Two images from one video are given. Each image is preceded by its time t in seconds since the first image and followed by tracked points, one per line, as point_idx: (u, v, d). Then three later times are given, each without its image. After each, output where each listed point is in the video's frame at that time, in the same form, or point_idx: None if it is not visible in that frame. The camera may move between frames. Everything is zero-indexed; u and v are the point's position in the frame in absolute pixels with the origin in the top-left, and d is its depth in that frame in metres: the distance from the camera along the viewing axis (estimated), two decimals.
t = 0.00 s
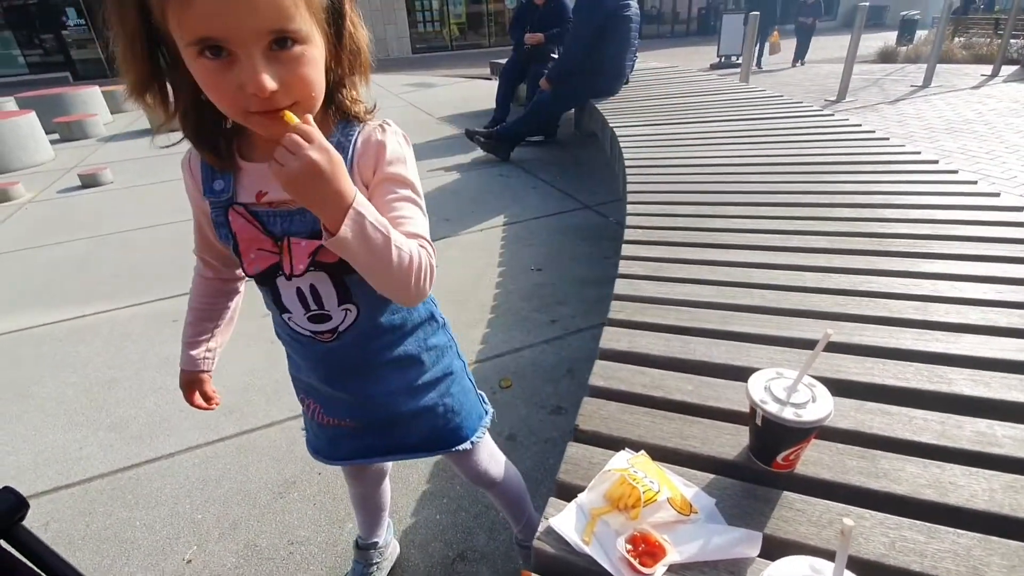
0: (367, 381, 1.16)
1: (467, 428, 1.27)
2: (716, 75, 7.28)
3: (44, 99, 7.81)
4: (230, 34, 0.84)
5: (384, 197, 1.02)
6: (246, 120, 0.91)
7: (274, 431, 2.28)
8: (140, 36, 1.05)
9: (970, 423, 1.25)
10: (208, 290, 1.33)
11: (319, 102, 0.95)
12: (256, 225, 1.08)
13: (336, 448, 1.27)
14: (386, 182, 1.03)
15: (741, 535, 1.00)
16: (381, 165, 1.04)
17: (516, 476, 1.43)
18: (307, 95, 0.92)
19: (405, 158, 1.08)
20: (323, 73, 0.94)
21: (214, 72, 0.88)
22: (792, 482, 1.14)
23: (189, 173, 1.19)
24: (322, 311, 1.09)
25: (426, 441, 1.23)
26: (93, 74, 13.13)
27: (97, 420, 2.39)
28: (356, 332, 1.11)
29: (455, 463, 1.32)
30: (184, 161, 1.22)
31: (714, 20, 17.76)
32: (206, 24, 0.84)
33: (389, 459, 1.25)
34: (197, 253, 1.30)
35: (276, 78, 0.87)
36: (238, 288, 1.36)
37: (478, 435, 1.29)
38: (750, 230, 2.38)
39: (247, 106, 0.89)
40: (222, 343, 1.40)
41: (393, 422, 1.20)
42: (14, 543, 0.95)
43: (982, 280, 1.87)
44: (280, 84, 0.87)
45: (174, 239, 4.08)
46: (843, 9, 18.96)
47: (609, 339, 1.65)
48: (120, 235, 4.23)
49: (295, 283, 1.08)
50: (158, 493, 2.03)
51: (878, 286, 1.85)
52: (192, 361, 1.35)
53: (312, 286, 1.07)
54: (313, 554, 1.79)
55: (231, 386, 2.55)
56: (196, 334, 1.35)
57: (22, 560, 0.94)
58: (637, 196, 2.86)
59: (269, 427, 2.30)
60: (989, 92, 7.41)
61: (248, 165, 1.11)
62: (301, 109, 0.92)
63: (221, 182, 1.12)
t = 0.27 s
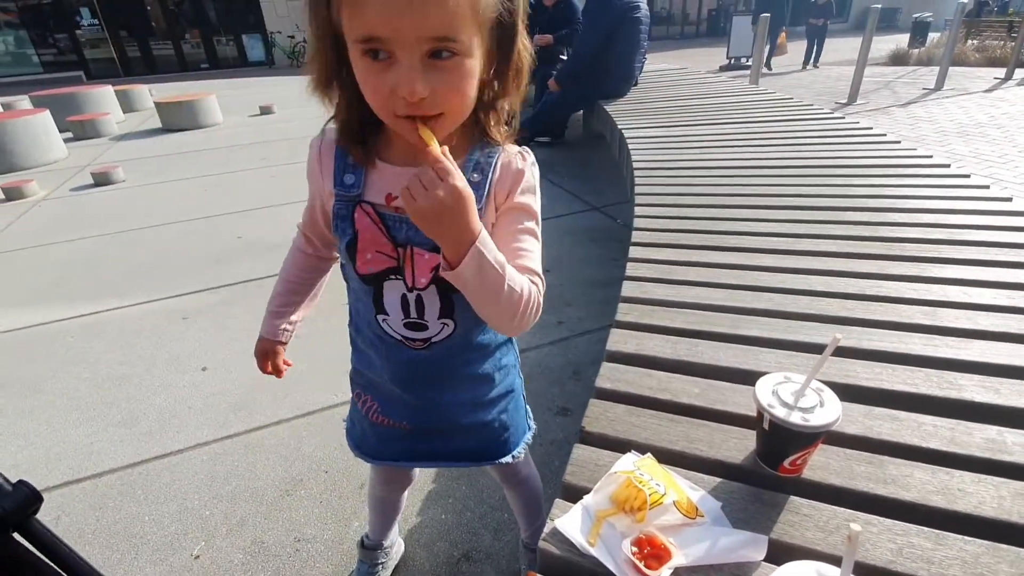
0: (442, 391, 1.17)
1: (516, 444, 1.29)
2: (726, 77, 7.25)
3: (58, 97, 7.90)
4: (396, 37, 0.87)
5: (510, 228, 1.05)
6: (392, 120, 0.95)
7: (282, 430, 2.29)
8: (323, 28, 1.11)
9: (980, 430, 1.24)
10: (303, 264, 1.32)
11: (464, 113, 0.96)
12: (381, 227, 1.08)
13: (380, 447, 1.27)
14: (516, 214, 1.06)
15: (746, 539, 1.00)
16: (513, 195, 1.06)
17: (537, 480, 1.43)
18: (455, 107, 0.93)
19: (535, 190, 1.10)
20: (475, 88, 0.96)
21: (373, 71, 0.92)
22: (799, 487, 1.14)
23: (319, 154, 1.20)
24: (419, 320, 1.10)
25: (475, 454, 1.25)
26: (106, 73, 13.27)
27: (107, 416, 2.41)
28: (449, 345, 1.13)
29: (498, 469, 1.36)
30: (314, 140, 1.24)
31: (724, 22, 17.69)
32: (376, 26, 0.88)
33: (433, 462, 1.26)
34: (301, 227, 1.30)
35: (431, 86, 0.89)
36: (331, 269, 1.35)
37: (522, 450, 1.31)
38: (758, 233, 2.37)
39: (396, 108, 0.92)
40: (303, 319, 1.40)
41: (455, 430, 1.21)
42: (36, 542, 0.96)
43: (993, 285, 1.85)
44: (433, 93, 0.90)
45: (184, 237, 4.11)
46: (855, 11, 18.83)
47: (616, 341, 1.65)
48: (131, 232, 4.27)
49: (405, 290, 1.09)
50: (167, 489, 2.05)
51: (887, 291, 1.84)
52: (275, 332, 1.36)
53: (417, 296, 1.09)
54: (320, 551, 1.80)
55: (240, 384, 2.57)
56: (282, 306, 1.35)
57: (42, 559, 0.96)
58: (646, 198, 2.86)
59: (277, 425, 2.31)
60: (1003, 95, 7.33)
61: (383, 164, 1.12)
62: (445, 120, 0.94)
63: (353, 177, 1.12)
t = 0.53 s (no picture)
0: (482, 391, 1.17)
1: (547, 454, 1.30)
2: (734, 77, 7.22)
3: (68, 96, 7.96)
4: (469, 25, 0.87)
5: (577, 228, 1.01)
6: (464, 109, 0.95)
7: (285, 428, 2.29)
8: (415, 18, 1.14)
9: (987, 437, 1.23)
10: (374, 252, 1.35)
11: (536, 105, 0.95)
12: (449, 217, 1.08)
13: (413, 432, 1.29)
14: (586, 215, 1.02)
15: (747, 545, 1.00)
16: (585, 195, 1.03)
17: (551, 485, 1.43)
18: (528, 98, 0.92)
19: (609, 194, 1.06)
20: (551, 79, 0.94)
21: (448, 59, 0.93)
22: (802, 492, 1.13)
23: (394, 137, 1.20)
24: (470, 315, 1.10)
25: (506, 458, 1.26)
26: (115, 72, 13.36)
27: (113, 413, 2.42)
28: (495, 346, 1.12)
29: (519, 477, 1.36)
30: (392, 122, 1.25)
31: (732, 22, 17.63)
32: (451, 13, 0.88)
33: (458, 458, 1.28)
34: (370, 216, 1.31)
35: (503, 77, 0.88)
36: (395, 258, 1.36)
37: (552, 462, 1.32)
38: (764, 236, 2.36)
39: (466, 97, 0.92)
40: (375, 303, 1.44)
41: (488, 431, 1.22)
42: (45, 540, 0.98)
43: (1002, 290, 1.83)
44: (504, 83, 0.89)
45: (191, 236, 4.13)
46: (864, 11, 18.71)
47: (620, 343, 1.64)
48: (139, 230, 4.30)
49: (463, 281, 1.09)
50: (172, 486, 2.06)
51: (894, 295, 1.82)
52: (352, 319, 1.40)
53: (473, 289, 1.08)
54: (322, 550, 1.80)
55: (245, 382, 2.57)
56: (355, 293, 1.39)
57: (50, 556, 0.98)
58: (652, 199, 2.85)
59: (281, 423, 2.32)
60: (1014, 96, 7.26)
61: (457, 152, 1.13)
62: (516, 111, 0.93)
63: (425, 160, 1.12)
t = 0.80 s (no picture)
0: (460, 390, 1.18)
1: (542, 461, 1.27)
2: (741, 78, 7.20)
3: (77, 94, 8.01)
4: (405, 28, 0.86)
5: (538, 230, 0.97)
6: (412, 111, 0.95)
7: (291, 426, 2.30)
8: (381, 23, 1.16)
9: (998, 440, 1.21)
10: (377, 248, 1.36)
11: (484, 105, 0.93)
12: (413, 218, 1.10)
13: (405, 424, 1.32)
14: (546, 217, 0.98)
15: (755, 547, 0.99)
16: (548, 197, 0.99)
17: (553, 485, 1.42)
18: (472, 99, 0.90)
19: (579, 199, 1.02)
20: (498, 77, 0.92)
21: (394, 61, 0.93)
22: (810, 494, 1.12)
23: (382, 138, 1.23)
24: (438, 315, 1.11)
25: (493, 461, 1.24)
26: (124, 71, 13.43)
27: (119, 409, 2.43)
28: (466, 347, 1.12)
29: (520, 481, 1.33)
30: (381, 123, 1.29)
31: (739, 22, 17.58)
32: (389, 16, 0.87)
33: (444, 454, 1.29)
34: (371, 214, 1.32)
35: (442, 77, 0.87)
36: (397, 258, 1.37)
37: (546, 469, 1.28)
38: (772, 236, 2.34)
39: (412, 99, 0.92)
40: (382, 298, 1.45)
41: (468, 429, 1.23)
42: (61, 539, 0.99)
43: (1012, 292, 1.82)
44: (443, 84, 0.87)
45: (198, 234, 4.15)
46: (872, 12, 18.61)
47: (627, 343, 1.63)
48: (146, 228, 4.32)
49: (424, 281, 1.10)
50: (177, 482, 2.06)
51: (903, 297, 1.81)
52: (357, 312, 1.42)
53: (438, 289, 1.09)
54: (327, 547, 1.80)
55: (250, 379, 2.58)
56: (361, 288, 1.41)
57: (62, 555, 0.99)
58: (659, 199, 2.84)
59: (287, 421, 2.32)
60: None
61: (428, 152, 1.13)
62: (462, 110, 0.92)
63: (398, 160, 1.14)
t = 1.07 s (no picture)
0: (373, 381, 1.19)
1: (482, 441, 1.25)
2: (748, 78, 7.18)
3: (85, 91, 8.04)
4: (253, 37, 0.87)
5: (401, 218, 0.94)
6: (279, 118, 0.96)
7: (296, 423, 2.30)
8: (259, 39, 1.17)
9: (1010, 444, 1.20)
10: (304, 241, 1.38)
11: (342, 106, 0.93)
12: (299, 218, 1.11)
13: (340, 423, 1.35)
14: (409, 208, 0.94)
15: (767, 550, 0.98)
16: (413, 187, 0.96)
17: (529, 490, 1.39)
18: (326, 100, 0.91)
19: (450, 191, 0.98)
20: (354, 79, 0.92)
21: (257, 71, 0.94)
22: (821, 497, 1.11)
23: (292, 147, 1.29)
24: (336, 310, 1.12)
25: (426, 447, 1.24)
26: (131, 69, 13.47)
27: (125, 405, 2.44)
28: (366, 336, 1.13)
29: (467, 472, 1.31)
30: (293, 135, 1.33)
31: (745, 22, 17.53)
32: (240, 28, 0.89)
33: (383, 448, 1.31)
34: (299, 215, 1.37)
35: (292, 79, 0.87)
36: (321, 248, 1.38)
37: (490, 450, 1.26)
38: (780, 237, 2.33)
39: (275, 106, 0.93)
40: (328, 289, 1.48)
41: (391, 421, 1.24)
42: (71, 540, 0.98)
43: None
44: (296, 88, 0.88)
45: (204, 231, 4.16)
46: (880, 12, 18.52)
47: (634, 343, 1.63)
48: (153, 225, 4.33)
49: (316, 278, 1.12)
50: (184, 478, 2.07)
51: (914, 299, 1.80)
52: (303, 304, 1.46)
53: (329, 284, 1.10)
54: (332, 545, 1.80)
55: (256, 377, 2.58)
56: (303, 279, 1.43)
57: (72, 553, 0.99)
58: (666, 199, 2.83)
59: (293, 418, 2.33)
60: None
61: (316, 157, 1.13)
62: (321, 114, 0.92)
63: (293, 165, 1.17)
